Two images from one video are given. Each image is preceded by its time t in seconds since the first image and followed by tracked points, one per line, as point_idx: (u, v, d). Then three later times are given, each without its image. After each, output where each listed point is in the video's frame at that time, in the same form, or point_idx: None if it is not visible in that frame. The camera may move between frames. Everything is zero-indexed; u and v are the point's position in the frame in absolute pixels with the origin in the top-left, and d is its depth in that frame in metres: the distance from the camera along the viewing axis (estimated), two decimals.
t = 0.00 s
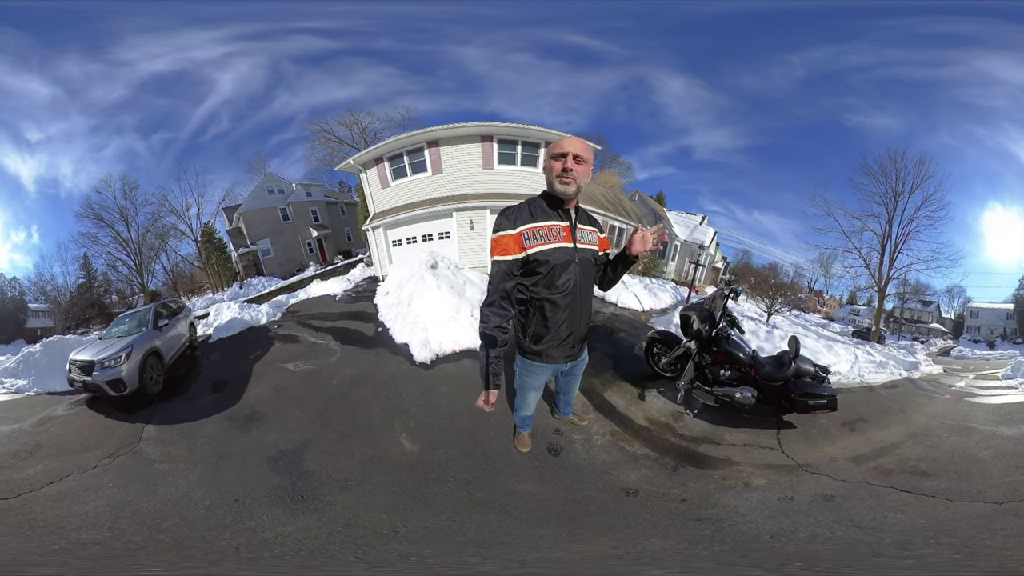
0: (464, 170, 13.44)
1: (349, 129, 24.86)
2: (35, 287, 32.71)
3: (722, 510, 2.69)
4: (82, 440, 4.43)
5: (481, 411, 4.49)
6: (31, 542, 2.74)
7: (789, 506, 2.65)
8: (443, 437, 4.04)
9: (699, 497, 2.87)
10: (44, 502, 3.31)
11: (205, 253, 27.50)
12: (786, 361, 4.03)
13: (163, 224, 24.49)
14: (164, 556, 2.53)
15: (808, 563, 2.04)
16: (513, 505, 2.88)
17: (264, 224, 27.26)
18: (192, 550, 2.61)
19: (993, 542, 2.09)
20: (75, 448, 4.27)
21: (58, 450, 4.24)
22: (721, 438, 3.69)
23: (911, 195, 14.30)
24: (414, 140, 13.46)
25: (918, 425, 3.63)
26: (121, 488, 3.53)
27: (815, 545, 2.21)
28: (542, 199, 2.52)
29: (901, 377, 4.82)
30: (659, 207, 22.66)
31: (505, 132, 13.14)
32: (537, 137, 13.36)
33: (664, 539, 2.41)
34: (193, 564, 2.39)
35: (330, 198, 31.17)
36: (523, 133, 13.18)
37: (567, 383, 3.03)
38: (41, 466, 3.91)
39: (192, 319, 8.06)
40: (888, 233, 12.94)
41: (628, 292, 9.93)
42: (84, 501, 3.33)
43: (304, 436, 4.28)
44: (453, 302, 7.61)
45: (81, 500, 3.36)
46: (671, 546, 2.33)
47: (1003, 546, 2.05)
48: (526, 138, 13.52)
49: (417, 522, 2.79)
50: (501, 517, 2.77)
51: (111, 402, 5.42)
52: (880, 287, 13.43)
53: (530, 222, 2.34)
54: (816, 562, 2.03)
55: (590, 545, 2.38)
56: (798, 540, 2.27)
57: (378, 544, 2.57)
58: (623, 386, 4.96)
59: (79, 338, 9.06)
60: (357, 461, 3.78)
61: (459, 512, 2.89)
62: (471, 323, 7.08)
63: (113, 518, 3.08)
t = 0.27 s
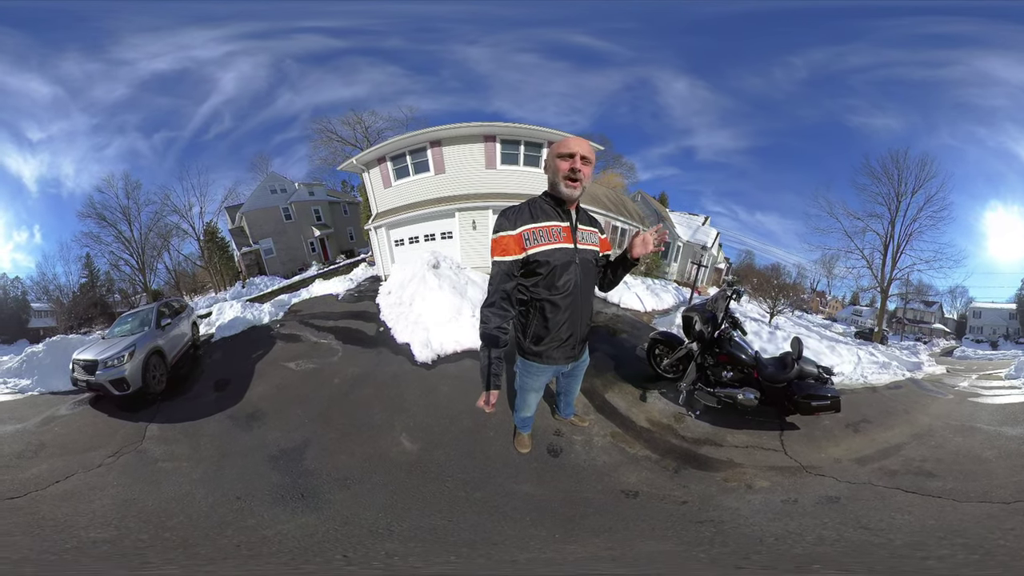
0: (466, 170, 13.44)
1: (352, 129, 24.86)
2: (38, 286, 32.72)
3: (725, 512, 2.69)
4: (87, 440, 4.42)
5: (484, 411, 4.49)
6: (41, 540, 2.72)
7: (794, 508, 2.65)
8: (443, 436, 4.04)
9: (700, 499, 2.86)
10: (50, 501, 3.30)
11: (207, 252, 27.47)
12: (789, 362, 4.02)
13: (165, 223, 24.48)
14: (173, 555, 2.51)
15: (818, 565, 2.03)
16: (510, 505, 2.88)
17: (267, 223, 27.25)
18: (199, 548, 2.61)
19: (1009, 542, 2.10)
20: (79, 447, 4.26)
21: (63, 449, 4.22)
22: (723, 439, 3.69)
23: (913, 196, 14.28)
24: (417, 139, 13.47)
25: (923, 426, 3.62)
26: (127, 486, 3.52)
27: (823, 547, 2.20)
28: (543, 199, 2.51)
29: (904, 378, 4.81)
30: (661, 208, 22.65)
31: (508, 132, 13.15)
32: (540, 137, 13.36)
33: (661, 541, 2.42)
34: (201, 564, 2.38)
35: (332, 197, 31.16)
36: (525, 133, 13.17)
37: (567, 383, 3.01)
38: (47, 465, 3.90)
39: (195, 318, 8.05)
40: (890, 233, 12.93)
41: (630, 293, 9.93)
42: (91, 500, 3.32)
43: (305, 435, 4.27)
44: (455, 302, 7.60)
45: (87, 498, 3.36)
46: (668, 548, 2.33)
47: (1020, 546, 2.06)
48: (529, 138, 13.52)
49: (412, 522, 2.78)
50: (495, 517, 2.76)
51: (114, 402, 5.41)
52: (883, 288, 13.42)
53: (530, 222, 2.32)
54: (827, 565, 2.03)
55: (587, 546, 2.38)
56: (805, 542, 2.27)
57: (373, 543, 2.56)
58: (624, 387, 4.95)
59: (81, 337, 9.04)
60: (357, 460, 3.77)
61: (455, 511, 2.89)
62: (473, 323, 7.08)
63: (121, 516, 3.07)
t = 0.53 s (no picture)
0: (469, 170, 13.44)
1: (354, 128, 24.88)
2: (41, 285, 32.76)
3: (725, 514, 2.70)
4: (93, 439, 4.42)
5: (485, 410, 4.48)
6: (54, 540, 2.69)
7: (799, 511, 2.65)
8: (442, 434, 4.04)
9: (698, 501, 2.86)
10: (59, 501, 3.29)
11: (210, 251, 27.45)
12: (791, 364, 4.02)
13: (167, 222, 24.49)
14: (187, 555, 2.48)
15: (826, 568, 2.03)
16: (504, 504, 2.89)
17: (269, 221, 27.21)
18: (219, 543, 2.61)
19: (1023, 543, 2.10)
20: (85, 446, 4.25)
21: (68, 448, 4.22)
22: (724, 441, 3.68)
23: (916, 196, 14.23)
24: (419, 139, 13.48)
25: (927, 427, 3.61)
26: (135, 485, 3.52)
27: (831, 550, 2.19)
28: (542, 198, 2.50)
29: (907, 379, 4.80)
30: (663, 208, 22.65)
31: (511, 132, 13.16)
32: (542, 137, 13.37)
33: (655, 541, 2.42)
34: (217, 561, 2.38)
35: (335, 197, 31.18)
36: (528, 133, 13.18)
37: (568, 382, 2.99)
38: (55, 465, 3.89)
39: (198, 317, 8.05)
40: (893, 233, 12.92)
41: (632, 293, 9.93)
42: (99, 498, 3.32)
43: (307, 433, 4.27)
44: (457, 301, 7.59)
45: (95, 497, 3.35)
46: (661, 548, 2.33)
47: None
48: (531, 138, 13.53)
49: (405, 520, 2.78)
50: (489, 516, 2.77)
51: (118, 400, 5.40)
52: (885, 289, 13.41)
53: (528, 221, 2.33)
54: (836, 567, 2.02)
55: (581, 545, 2.39)
56: (808, 544, 2.27)
57: (366, 540, 2.56)
58: (624, 388, 4.94)
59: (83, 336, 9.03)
60: (358, 457, 3.77)
61: (448, 509, 2.89)
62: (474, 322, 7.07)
63: (132, 515, 3.07)
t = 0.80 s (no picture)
0: (472, 170, 13.46)
1: (357, 128, 24.90)
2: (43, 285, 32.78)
3: (730, 517, 2.68)
4: (96, 438, 4.40)
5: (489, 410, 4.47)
6: (60, 540, 2.69)
7: (807, 513, 2.63)
8: (441, 435, 4.02)
9: (702, 505, 2.85)
10: (64, 499, 3.28)
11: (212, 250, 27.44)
12: (795, 366, 4.01)
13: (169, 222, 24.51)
14: (187, 553, 2.46)
15: (840, 570, 2.02)
16: (500, 505, 2.88)
17: (271, 221, 27.12)
18: (213, 539, 2.62)
19: None
20: (88, 445, 4.24)
21: (73, 447, 4.21)
22: (728, 444, 3.67)
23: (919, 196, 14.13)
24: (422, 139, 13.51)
25: (931, 428, 3.60)
26: (140, 483, 3.50)
27: (843, 552, 2.19)
28: (541, 198, 2.51)
29: (911, 380, 4.78)
30: (665, 209, 22.68)
31: (515, 133, 13.17)
32: (545, 138, 13.37)
33: (655, 545, 2.41)
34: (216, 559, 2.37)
35: (337, 197, 31.21)
36: (531, 133, 13.19)
37: (567, 386, 3.01)
38: (60, 463, 3.88)
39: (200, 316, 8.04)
40: (896, 233, 12.90)
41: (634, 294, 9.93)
42: (104, 496, 3.30)
43: (308, 432, 4.26)
44: (458, 301, 7.58)
45: (100, 495, 3.34)
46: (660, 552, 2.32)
47: None
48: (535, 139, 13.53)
49: (396, 519, 2.78)
50: (482, 517, 2.77)
51: (121, 400, 5.40)
52: (888, 290, 13.38)
53: (524, 221, 2.35)
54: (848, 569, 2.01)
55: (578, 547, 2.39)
56: (816, 548, 2.24)
57: (358, 539, 2.56)
58: (626, 390, 4.93)
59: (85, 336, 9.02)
60: (356, 457, 3.75)
61: (441, 509, 2.90)
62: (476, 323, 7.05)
63: (137, 512, 3.05)
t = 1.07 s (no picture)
0: (475, 169, 13.46)
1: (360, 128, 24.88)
2: (46, 285, 32.80)
3: (735, 517, 2.67)
4: (98, 437, 4.40)
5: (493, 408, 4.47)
6: (55, 537, 2.68)
7: (815, 513, 2.62)
8: (443, 436, 4.01)
9: (707, 505, 2.85)
10: (64, 498, 3.27)
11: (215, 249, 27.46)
12: (799, 365, 3.99)
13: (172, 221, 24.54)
14: (172, 555, 2.41)
15: (848, 569, 2.01)
16: (502, 507, 2.88)
17: (274, 220, 27.13)
18: (205, 540, 2.61)
19: None
20: (89, 444, 4.23)
21: (75, 446, 4.20)
22: (733, 444, 3.66)
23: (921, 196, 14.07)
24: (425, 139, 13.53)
25: (935, 427, 3.60)
26: (139, 483, 3.48)
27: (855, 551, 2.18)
28: (546, 197, 2.51)
29: (914, 380, 4.78)
30: (668, 209, 22.68)
31: (518, 132, 13.18)
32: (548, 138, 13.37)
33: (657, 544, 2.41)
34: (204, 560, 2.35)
35: (340, 196, 31.19)
36: (534, 133, 13.18)
37: (572, 385, 2.99)
38: (60, 462, 3.87)
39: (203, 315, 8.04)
40: (898, 233, 12.90)
41: (638, 294, 9.92)
42: (104, 495, 3.31)
43: (308, 431, 4.26)
44: (461, 301, 7.58)
45: (100, 494, 3.34)
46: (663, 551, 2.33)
47: None
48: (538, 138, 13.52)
49: (395, 521, 2.78)
50: (480, 519, 2.76)
51: (123, 399, 5.39)
52: (891, 290, 13.36)
53: (531, 219, 2.33)
54: (855, 570, 2.00)
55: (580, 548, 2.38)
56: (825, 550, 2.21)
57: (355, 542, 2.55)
58: (629, 391, 4.93)
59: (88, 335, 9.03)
60: (357, 457, 3.75)
61: (442, 511, 2.90)
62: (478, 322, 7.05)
63: (133, 514, 3.02)
